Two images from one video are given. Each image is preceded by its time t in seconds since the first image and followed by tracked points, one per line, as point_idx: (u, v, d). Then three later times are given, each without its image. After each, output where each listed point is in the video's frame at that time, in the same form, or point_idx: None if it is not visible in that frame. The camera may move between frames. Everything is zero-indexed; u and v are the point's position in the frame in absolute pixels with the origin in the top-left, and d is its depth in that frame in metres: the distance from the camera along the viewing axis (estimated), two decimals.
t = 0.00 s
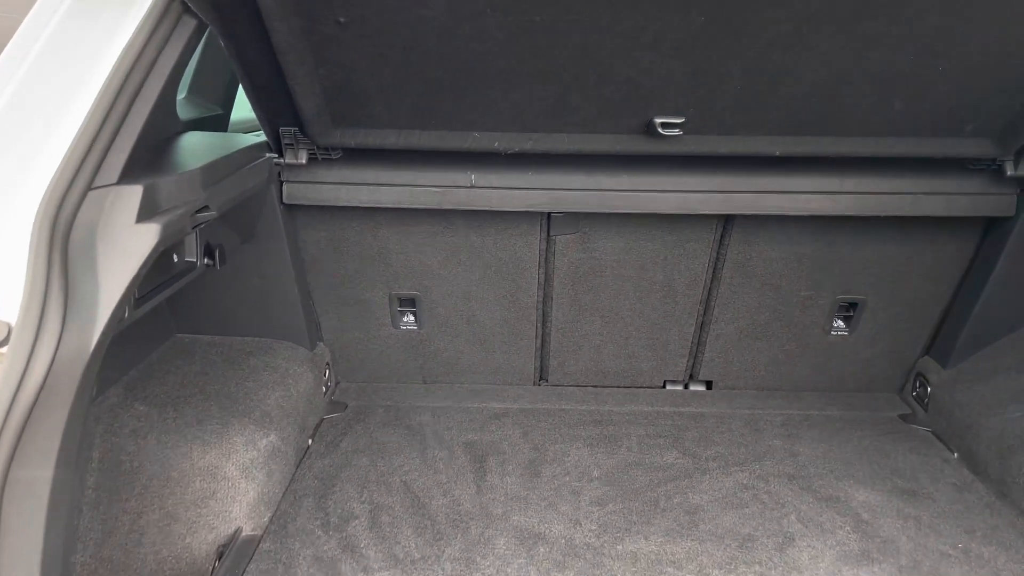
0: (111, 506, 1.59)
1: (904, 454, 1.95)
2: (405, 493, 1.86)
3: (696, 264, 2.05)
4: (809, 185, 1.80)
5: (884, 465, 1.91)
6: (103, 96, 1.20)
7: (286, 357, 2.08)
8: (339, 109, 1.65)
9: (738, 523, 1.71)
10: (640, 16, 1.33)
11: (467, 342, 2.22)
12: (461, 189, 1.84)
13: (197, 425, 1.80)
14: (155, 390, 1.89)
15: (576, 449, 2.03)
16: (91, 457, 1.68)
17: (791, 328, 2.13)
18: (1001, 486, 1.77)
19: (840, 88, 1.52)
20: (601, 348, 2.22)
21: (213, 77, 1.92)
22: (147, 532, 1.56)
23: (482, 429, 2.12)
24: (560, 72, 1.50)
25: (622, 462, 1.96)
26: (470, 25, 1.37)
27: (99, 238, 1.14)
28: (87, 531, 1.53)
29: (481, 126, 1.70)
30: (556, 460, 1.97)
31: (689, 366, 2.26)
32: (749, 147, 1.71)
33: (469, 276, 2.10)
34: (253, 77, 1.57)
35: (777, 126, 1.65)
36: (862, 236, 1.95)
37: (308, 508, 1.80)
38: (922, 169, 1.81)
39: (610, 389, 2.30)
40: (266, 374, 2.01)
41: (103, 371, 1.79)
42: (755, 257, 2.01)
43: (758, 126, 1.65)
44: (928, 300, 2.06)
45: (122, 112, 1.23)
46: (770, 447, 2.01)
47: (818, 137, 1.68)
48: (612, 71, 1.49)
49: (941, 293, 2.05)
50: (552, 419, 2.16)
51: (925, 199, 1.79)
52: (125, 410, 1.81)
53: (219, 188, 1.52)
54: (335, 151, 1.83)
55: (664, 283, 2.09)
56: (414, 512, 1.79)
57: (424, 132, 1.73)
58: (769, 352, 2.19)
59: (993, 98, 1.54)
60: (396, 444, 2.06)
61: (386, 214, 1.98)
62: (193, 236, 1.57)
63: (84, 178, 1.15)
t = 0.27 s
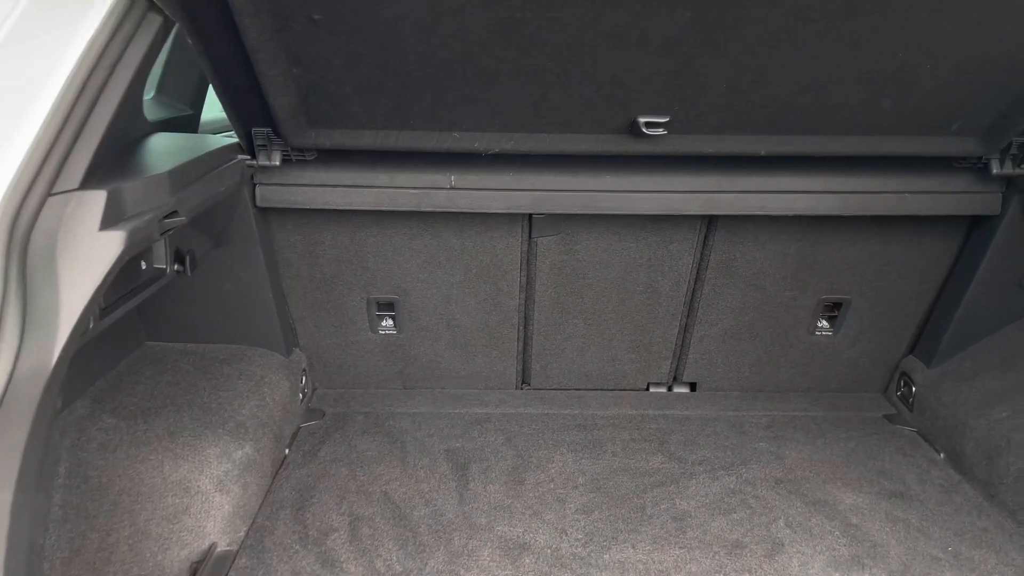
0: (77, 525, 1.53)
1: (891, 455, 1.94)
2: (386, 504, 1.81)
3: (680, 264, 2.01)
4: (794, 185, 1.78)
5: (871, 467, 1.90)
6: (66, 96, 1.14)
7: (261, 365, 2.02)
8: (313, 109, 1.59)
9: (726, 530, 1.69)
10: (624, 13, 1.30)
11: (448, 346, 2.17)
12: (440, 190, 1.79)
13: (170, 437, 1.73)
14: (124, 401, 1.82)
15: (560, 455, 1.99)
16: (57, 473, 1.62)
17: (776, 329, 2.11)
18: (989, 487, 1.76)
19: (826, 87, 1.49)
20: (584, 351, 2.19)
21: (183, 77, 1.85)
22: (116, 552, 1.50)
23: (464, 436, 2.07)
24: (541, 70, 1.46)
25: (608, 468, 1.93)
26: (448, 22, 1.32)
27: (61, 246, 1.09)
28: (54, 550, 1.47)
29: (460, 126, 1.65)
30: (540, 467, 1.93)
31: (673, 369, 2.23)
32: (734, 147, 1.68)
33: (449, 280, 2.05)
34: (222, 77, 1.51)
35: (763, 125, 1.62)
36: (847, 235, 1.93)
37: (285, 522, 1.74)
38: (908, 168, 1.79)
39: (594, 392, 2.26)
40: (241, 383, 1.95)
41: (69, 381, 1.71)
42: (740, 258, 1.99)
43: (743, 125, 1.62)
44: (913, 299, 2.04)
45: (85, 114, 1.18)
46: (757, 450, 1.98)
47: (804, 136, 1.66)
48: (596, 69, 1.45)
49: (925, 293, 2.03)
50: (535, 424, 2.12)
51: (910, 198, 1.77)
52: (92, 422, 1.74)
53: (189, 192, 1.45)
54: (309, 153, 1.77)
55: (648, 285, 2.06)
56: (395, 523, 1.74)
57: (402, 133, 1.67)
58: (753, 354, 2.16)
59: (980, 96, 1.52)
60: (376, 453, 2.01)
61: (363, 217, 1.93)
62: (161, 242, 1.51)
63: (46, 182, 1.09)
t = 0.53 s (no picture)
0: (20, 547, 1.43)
1: (859, 451, 1.93)
2: (348, 514, 1.75)
3: (646, 262, 1.98)
4: (760, 181, 1.75)
5: (840, 464, 1.88)
6: None
7: (217, 372, 1.95)
8: (266, 105, 1.53)
9: (697, 532, 1.66)
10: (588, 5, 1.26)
11: (411, 348, 2.12)
12: (400, 189, 1.73)
13: (119, 450, 1.65)
14: (69, 414, 1.72)
15: (527, 458, 1.95)
16: None
17: (743, 326, 2.09)
18: (957, 482, 1.75)
19: (793, 81, 1.47)
20: (550, 352, 2.15)
21: (129, 72, 1.77)
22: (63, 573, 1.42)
23: (428, 441, 2.02)
24: (503, 63, 1.41)
25: (576, 471, 1.89)
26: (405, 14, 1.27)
27: None
28: None
29: (420, 122, 1.60)
30: (508, 472, 1.89)
31: (640, 368, 2.20)
32: (701, 143, 1.64)
33: (412, 281, 2.00)
34: (168, 72, 1.43)
35: (729, 121, 1.59)
36: (813, 231, 1.92)
37: (243, 536, 1.67)
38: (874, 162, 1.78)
39: (561, 392, 2.23)
40: (195, 392, 1.87)
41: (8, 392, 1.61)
42: (706, 255, 1.96)
43: (709, 120, 1.59)
44: (878, 295, 2.04)
45: (14, 112, 1.10)
46: (726, 449, 1.96)
47: (770, 132, 1.63)
48: (559, 62, 1.41)
49: (890, 288, 2.03)
50: (502, 427, 2.08)
51: (877, 193, 1.76)
52: (35, 437, 1.63)
53: (133, 194, 1.38)
54: (263, 151, 1.70)
55: (614, 284, 2.02)
56: (358, 534, 1.68)
57: (360, 129, 1.61)
58: (721, 352, 2.14)
59: (945, 90, 1.51)
60: (338, 461, 1.94)
61: (321, 217, 1.87)
62: (105, 246, 1.43)
63: None
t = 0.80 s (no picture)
0: None
1: (821, 448, 1.93)
2: (306, 524, 1.70)
3: (609, 262, 1.96)
4: (720, 179, 1.74)
5: (803, 462, 1.88)
6: None
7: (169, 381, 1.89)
8: (214, 105, 1.47)
9: (662, 534, 1.64)
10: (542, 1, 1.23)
11: (371, 352, 2.07)
12: (356, 190, 1.69)
13: (64, 464, 1.58)
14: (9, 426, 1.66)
15: (491, 463, 1.92)
16: None
17: (707, 325, 2.08)
18: (918, 479, 1.75)
19: (752, 79, 1.45)
20: (514, 353, 2.11)
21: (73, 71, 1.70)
22: None
23: (390, 447, 1.98)
24: (458, 61, 1.38)
25: (540, 474, 1.86)
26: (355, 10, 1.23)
27: None
28: None
29: (375, 122, 1.55)
30: (470, 477, 1.86)
31: (604, 368, 2.18)
32: (661, 142, 1.62)
33: (370, 283, 1.95)
34: (108, 71, 1.37)
35: (687, 119, 1.57)
36: (774, 229, 1.91)
37: (196, 550, 1.62)
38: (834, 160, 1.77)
39: (525, 394, 2.20)
40: (145, 402, 1.81)
41: None
42: (668, 254, 1.95)
43: (668, 118, 1.57)
44: (839, 292, 2.04)
45: None
46: (691, 449, 1.94)
47: (729, 130, 1.62)
48: (515, 59, 1.38)
49: (851, 285, 2.03)
50: (465, 431, 2.04)
51: (838, 190, 1.75)
52: None
53: (72, 198, 1.32)
54: (212, 152, 1.65)
55: (577, 284, 2.00)
56: (316, 545, 1.64)
57: (313, 129, 1.57)
58: (685, 351, 2.13)
59: (903, 87, 1.51)
60: (296, 469, 1.89)
61: (275, 218, 1.82)
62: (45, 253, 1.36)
63: None
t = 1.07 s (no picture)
0: None
1: (770, 445, 1.93)
2: (245, 539, 1.64)
3: (556, 262, 1.93)
4: (666, 178, 1.72)
5: (752, 460, 1.88)
6: None
7: (99, 393, 1.80)
8: (136, 104, 1.40)
9: (611, 539, 1.62)
10: None
11: (314, 358, 2.01)
12: (293, 192, 1.63)
13: None
14: None
15: (438, 470, 1.87)
16: None
17: (656, 324, 2.06)
18: (865, 474, 1.75)
19: (694, 76, 1.43)
20: (462, 356, 2.07)
21: None
22: None
23: (334, 456, 1.92)
24: (392, 57, 1.33)
25: (488, 480, 1.83)
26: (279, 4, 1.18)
27: None
28: None
29: (309, 121, 1.50)
30: (417, 485, 1.81)
31: (555, 370, 2.15)
32: (605, 140, 1.60)
33: (311, 287, 1.89)
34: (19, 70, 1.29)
35: (630, 117, 1.55)
36: (721, 227, 1.90)
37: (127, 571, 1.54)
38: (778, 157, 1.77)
39: (475, 398, 2.16)
40: (73, 416, 1.72)
41: None
42: (616, 253, 1.92)
43: (611, 117, 1.54)
44: (786, 289, 2.04)
45: None
46: (641, 450, 1.92)
47: (672, 128, 1.59)
48: (451, 56, 1.34)
49: (798, 282, 2.03)
50: (413, 438, 2.00)
51: (782, 188, 1.75)
52: None
53: None
54: (138, 154, 1.57)
55: (524, 285, 1.96)
56: (255, 562, 1.58)
57: (244, 129, 1.50)
58: (635, 351, 2.11)
59: (843, 84, 1.51)
60: (235, 482, 1.82)
61: (209, 221, 1.74)
62: None
63: None
